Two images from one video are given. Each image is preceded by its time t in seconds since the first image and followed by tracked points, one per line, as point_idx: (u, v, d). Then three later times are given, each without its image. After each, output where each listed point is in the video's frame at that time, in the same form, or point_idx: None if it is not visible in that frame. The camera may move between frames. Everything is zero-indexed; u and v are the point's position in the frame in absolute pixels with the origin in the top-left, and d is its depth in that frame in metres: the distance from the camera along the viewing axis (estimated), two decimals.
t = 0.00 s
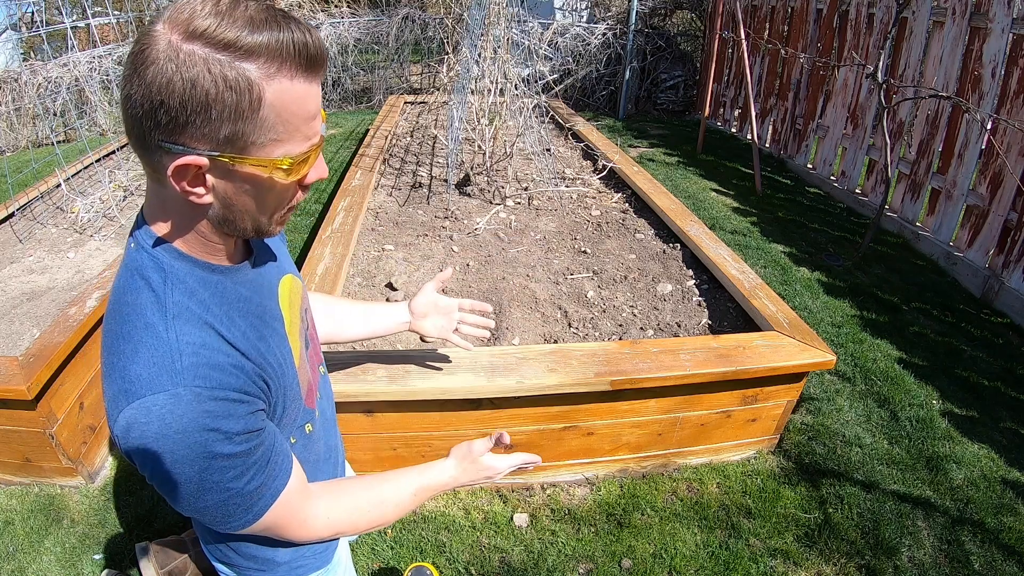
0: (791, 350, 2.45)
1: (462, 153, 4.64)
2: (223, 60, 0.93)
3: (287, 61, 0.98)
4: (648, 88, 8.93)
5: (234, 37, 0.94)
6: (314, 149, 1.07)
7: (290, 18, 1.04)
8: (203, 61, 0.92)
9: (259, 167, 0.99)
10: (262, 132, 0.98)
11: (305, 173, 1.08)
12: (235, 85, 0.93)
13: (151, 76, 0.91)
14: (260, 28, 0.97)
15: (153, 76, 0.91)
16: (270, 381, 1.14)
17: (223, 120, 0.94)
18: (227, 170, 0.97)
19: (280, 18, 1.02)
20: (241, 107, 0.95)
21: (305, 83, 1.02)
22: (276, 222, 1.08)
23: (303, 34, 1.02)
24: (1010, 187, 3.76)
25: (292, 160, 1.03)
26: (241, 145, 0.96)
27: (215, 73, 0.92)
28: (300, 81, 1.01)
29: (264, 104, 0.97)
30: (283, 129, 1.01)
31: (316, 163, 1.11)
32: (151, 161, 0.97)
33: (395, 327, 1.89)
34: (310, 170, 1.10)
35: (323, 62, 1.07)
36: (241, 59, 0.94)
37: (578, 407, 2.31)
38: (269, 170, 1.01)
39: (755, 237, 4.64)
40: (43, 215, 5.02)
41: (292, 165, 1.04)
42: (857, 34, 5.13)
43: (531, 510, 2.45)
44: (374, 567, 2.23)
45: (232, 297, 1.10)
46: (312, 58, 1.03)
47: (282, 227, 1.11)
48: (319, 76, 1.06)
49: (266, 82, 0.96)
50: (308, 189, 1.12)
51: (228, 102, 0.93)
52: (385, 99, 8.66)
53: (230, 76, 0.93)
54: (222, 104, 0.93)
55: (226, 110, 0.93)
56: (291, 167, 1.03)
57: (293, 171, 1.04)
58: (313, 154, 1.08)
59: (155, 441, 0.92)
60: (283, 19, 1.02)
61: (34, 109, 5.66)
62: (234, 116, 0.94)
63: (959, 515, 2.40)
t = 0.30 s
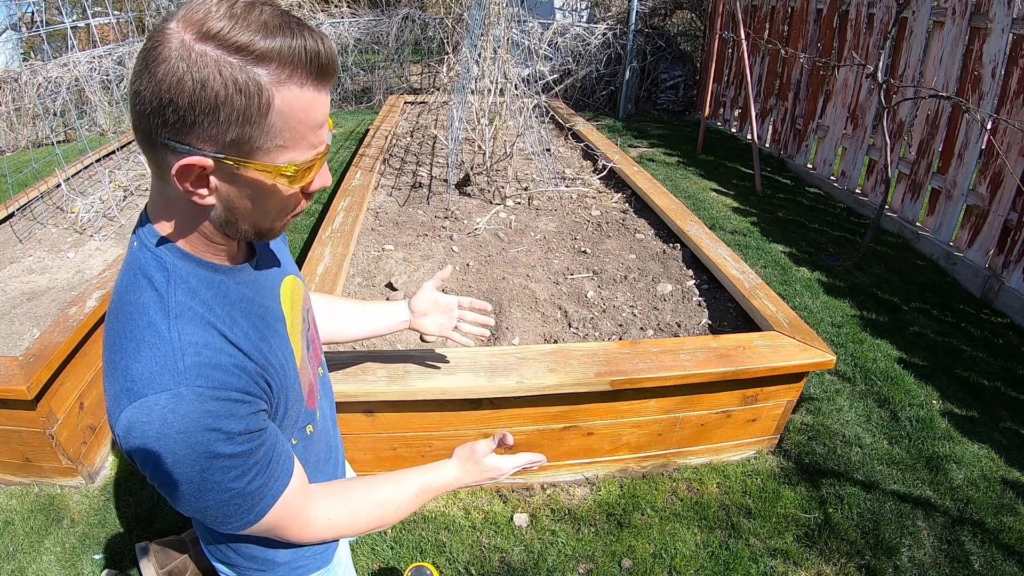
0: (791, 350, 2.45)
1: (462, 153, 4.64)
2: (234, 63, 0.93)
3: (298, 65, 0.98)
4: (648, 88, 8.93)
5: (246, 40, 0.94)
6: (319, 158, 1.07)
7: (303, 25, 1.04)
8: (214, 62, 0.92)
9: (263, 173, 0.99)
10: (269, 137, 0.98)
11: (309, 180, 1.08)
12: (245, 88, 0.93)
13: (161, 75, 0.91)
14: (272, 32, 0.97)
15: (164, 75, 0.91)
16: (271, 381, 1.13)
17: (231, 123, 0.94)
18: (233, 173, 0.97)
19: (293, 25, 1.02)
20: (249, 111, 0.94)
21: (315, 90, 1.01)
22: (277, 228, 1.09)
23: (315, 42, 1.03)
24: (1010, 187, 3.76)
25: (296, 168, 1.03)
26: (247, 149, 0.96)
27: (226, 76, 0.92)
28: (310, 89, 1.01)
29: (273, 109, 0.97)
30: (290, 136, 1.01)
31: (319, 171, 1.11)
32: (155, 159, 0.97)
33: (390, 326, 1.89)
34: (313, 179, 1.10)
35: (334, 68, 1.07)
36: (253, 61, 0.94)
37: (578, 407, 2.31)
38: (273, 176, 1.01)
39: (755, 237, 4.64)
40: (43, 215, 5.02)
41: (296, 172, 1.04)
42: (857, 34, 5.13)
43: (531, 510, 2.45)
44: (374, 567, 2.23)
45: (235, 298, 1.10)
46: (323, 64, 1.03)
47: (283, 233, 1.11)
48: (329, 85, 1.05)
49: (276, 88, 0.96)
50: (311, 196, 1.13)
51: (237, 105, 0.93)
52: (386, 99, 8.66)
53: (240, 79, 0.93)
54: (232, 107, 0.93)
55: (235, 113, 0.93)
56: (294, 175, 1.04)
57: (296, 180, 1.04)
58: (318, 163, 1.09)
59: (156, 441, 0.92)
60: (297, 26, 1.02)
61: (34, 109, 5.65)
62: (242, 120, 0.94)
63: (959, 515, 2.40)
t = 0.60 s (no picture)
0: (791, 350, 2.45)
1: (462, 153, 4.64)
2: (254, 63, 0.93)
3: (317, 70, 0.98)
4: (648, 88, 8.93)
5: (267, 42, 0.94)
6: (331, 164, 1.07)
7: (324, 31, 1.05)
8: (236, 60, 0.92)
9: (275, 174, 0.99)
10: (283, 139, 0.98)
11: (319, 187, 1.08)
12: (264, 89, 0.93)
13: (181, 69, 0.91)
14: (293, 35, 0.98)
15: (184, 69, 0.91)
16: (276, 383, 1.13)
17: (247, 123, 0.94)
18: (245, 172, 0.97)
19: (315, 29, 1.03)
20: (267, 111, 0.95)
21: (332, 95, 1.02)
22: (285, 233, 1.08)
23: (335, 47, 1.03)
24: (1010, 187, 3.76)
25: (307, 172, 1.03)
26: (261, 149, 0.96)
27: (246, 75, 0.92)
28: (327, 93, 1.01)
29: (289, 111, 0.97)
30: (304, 139, 1.01)
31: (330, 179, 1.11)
32: (169, 154, 0.97)
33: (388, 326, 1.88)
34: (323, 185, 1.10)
35: (351, 74, 1.07)
36: (273, 64, 0.94)
37: (578, 407, 2.31)
38: (285, 177, 1.00)
39: (756, 237, 4.64)
40: (43, 215, 5.02)
41: (308, 176, 1.04)
42: (857, 34, 5.13)
43: (531, 510, 2.46)
44: (374, 567, 2.24)
45: (241, 297, 1.10)
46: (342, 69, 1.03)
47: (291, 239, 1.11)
48: (346, 92, 1.06)
49: (294, 91, 0.96)
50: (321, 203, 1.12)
51: (255, 105, 0.94)
52: (386, 99, 8.66)
53: (260, 79, 0.93)
54: (250, 106, 0.93)
55: (252, 113, 0.93)
56: (305, 179, 1.03)
57: (307, 184, 1.04)
58: (329, 169, 1.09)
59: (159, 439, 0.92)
60: (318, 31, 1.03)
61: (34, 109, 5.65)
62: (259, 120, 0.94)
63: (959, 514, 2.40)
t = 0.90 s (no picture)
0: (791, 350, 2.45)
1: (462, 153, 4.64)
2: (257, 51, 0.93)
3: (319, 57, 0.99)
4: (648, 88, 8.93)
5: (269, 30, 0.95)
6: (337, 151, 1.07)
7: (323, 20, 1.05)
8: (242, 50, 0.92)
9: (285, 162, 0.99)
10: (291, 126, 0.98)
11: (329, 174, 1.08)
12: (271, 76, 0.94)
13: (189, 62, 0.92)
14: (295, 24, 0.98)
15: (192, 62, 0.92)
16: (280, 386, 1.13)
17: (255, 110, 0.94)
18: (255, 160, 0.97)
19: (316, 19, 1.03)
20: (272, 99, 0.95)
21: (336, 81, 1.02)
22: (295, 224, 1.08)
23: (336, 35, 1.03)
24: (1010, 187, 3.76)
25: (315, 159, 1.03)
26: (270, 137, 0.96)
27: (250, 63, 0.93)
28: (332, 81, 1.01)
29: (296, 98, 0.97)
30: (311, 126, 1.01)
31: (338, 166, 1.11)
32: (179, 148, 0.97)
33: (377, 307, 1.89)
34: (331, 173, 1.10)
35: (354, 62, 1.07)
36: (275, 51, 0.94)
37: (578, 407, 2.31)
38: (295, 164, 1.00)
39: (755, 237, 4.64)
40: (43, 215, 5.02)
41: (318, 162, 1.04)
42: (857, 34, 5.13)
43: (531, 510, 2.45)
44: (374, 567, 2.24)
45: (249, 292, 1.11)
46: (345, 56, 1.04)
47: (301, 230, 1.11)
48: (350, 79, 1.06)
49: (300, 77, 0.96)
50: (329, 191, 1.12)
51: (263, 92, 0.94)
52: (386, 99, 8.66)
53: (267, 67, 0.94)
54: (255, 95, 0.93)
55: (258, 101, 0.94)
56: (314, 167, 1.03)
57: (315, 171, 1.04)
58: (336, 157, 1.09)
59: (156, 432, 0.91)
60: (319, 21, 1.03)
61: (34, 109, 5.65)
62: (266, 107, 0.95)
63: (959, 514, 2.40)
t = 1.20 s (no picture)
0: (791, 350, 2.45)
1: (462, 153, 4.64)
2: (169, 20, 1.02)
3: (204, 26, 1.00)
4: (648, 88, 8.93)
5: (194, 6, 1.03)
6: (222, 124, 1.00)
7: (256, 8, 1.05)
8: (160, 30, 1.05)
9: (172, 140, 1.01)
10: (173, 95, 1.01)
11: (214, 153, 1.00)
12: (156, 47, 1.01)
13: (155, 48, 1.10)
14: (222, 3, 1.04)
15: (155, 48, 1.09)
16: (260, 386, 1.12)
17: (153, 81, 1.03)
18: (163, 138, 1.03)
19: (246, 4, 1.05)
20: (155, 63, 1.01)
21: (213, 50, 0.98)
22: (223, 216, 1.03)
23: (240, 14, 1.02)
24: (1010, 187, 3.76)
25: (198, 134, 0.99)
26: (161, 107, 1.02)
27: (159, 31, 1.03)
28: (200, 49, 0.98)
29: (170, 63, 0.99)
30: (183, 94, 1.00)
31: (249, 147, 1.02)
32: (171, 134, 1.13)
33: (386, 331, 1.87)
34: (239, 154, 1.02)
35: (258, 41, 1.02)
36: (178, 20, 1.01)
37: (578, 407, 2.31)
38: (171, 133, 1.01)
39: (755, 237, 4.64)
40: (43, 215, 5.02)
41: (192, 135, 0.99)
42: (857, 34, 5.13)
43: (531, 510, 2.45)
44: (374, 567, 2.24)
45: (248, 291, 1.12)
46: (239, 31, 1.01)
47: (233, 225, 1.04)
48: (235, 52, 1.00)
49: (171, 45, 0.99)
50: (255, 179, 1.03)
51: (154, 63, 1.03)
52: (386, 99, 8.65)
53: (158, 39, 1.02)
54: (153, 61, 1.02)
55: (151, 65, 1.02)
56: (200, 143, 1.00)
57: (204, 149, 1.00)
58: (235, 131, 1.01)
59: (121, 402, 0.91)
60: (247, 6, 1.05)
61: (33, 109, 5.64)
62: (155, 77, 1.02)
63: (959, 514, 2.40)
